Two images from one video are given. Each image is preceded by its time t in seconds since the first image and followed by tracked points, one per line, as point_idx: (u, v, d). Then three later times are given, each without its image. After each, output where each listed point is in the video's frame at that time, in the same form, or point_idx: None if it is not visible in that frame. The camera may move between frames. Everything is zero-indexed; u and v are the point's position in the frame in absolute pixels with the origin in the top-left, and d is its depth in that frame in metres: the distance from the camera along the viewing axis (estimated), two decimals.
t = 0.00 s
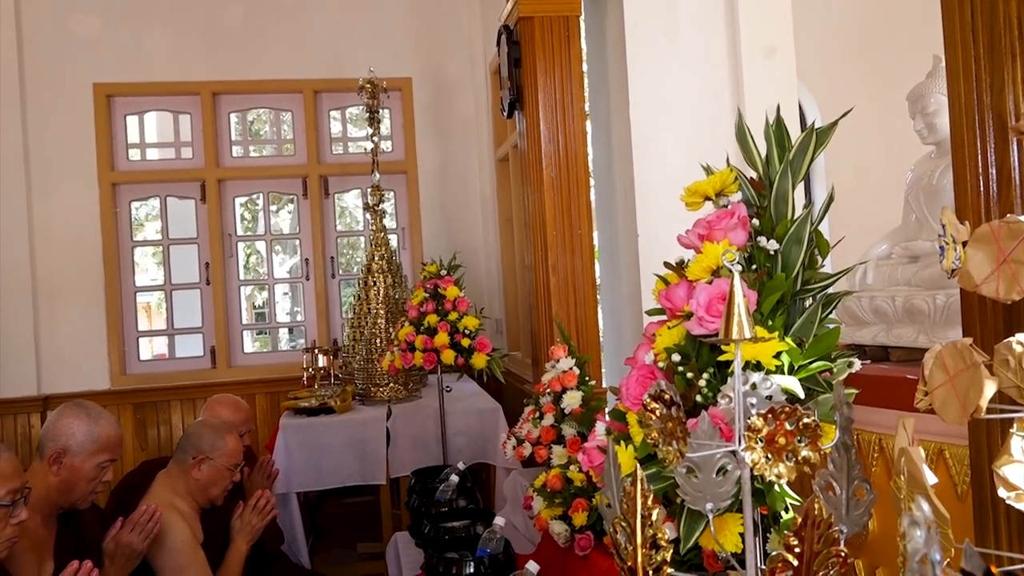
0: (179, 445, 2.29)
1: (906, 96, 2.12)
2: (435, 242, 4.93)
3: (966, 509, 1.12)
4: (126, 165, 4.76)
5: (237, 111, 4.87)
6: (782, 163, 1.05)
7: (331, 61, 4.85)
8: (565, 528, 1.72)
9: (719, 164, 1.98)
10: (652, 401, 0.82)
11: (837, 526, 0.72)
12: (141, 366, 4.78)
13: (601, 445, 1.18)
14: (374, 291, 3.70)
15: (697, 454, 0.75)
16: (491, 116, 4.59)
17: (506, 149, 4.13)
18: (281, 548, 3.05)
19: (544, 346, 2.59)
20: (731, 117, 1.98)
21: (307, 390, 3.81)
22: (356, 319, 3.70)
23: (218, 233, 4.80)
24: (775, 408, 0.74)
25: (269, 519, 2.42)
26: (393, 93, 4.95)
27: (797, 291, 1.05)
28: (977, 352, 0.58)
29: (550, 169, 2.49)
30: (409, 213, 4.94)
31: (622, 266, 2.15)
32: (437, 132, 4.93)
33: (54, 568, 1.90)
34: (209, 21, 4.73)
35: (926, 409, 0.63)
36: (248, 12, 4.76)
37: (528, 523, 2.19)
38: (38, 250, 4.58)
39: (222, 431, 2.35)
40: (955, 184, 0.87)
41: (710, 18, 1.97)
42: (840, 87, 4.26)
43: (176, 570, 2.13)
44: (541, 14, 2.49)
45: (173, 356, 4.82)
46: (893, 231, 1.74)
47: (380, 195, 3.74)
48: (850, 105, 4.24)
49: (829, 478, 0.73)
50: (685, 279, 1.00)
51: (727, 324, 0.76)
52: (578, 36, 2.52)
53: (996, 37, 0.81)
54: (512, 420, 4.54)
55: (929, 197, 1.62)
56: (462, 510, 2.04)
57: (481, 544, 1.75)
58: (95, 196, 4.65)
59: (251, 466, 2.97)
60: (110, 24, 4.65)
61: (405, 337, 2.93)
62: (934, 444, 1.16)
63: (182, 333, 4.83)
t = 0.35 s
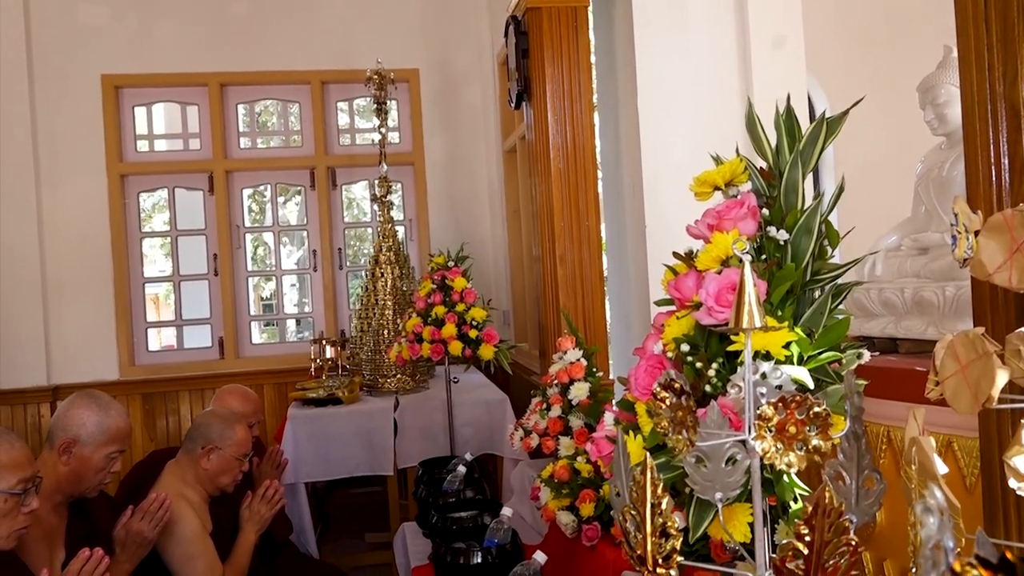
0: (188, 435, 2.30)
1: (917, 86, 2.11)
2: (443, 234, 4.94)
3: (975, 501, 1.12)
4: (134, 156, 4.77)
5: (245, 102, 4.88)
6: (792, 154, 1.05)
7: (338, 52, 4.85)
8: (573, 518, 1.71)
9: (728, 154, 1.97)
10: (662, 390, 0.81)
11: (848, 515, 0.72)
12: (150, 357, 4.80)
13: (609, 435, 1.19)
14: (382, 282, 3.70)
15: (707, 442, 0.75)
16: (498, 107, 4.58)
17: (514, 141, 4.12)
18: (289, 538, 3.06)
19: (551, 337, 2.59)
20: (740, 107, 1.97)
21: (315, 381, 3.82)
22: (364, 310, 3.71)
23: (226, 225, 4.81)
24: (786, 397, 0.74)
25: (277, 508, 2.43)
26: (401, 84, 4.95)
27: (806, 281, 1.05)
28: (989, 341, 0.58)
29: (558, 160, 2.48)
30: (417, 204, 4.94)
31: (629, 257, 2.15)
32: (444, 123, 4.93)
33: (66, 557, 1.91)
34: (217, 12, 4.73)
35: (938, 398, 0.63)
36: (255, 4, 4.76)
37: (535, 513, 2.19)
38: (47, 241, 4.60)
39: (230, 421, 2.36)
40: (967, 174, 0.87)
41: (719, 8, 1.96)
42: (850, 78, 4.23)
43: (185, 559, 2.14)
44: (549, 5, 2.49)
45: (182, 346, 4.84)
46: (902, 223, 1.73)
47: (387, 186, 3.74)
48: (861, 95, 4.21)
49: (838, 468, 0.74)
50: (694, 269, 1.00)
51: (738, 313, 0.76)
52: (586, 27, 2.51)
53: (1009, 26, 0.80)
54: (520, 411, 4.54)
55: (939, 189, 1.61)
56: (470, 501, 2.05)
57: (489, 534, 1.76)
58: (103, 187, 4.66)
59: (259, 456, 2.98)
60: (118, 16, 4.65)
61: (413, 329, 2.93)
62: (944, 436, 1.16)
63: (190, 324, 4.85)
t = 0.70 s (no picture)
0: (196, 425, 2.31)
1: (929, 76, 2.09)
2: (450, 225, 4.94)
3: (984, 493, 1.11)
4: (143, 147, 4.78)
5: (253, 93, 4.88)
6: (803, 143, 1.04)
7: (346, 43, 4.84)
8: (580, 509, 1.72)
9: (738, 144, 1.96)
10: (671, 379, 0.83)
11: (858, 505, 0.73)
12: (159, 347, 4.82)
13: (617, 424, 1.19)
14: (390, 273, 3.71)
15: (716, 432, 0.75)
16: (506, 98, 4.56)
17: (521, 132, 4.10)
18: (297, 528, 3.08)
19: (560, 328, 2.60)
20: (750, 97, 1.96)
21: (323, 372, 3.83)
22: (372, 301, 3.71)
23: (234, 215, 4.82)
24: (796, 386, 0.75)
25: (285, 498, 2.45)
26: (409, 75, 4.94)
27: (816, 272, 1.04)
28: (1000, 331, 0.58)
29: (566, 151, 2.47)
30: (425, 195, 4.94)
31: (638, 249, 2.14)
32: (452, 114, 4.92)
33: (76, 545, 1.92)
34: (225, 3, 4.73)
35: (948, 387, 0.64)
36: None
37: (542, 504, 2.19)
38: (57, 231, 4.62)
39: (239, 411, 2.37)
40: (979, 164, 0.88)
41: None
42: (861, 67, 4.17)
43: (193, 548, 2.16)
44: None
45: (190, 337, 4.86)
46: (913, 214, 1.72)
47: (395, 177, 3.73)
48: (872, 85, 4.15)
49: (847, 457, 0.74)
50: (703, 259, 1.00)
51: (747, 302, 0.78)
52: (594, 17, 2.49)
53: None
54: (527, 402, 4.54)
55: (949, 179, 1.60)
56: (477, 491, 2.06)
57: (497, 525, 1.77)
58: (112, 178, 4.67)
59: (268, 446, 3.00)
60: (126, 7, 4.66)
61: (420, 319, 2.93)
62: (954, 428, 1.15)
63: (199, 314, 4.87)
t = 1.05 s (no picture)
0: (210, 414, 2.32)
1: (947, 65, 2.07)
2: (462, 216, 4.93)
3: (999, 486, 1.11)
4: (156, 137, 4.79)
5: (265, 84, 4.88)
6: (819, 133, 1.03)
7: (358, 34, 4.84)
8: (591, 500, 1.72)
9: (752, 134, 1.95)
10: (686, 369, 0.82)
11: (873, 495, 0.72)
12: (172, 337, 4.84)
13: (630, 415, 1.18)
14: (401, 264, 3.72)
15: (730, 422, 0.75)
16: (518, 89, 4.54)
17: (533, 123, 4.09)
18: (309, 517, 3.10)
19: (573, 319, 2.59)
20: (765, 88, 1.94)
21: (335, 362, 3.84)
22: (384, 292, 3.72)
23: (247, 206, 4.83)
24: (813, 376, 0.74)
25: (298, 487, 2.46)
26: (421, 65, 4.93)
27: (832, 262, 1.04)
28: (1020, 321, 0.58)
29: (578, 141, 2.45)
30: (436, 186, 4.94)
31: (650, 239, 2.13)
32: (464, 105, 4.91)
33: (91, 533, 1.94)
34: None
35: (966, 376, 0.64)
36: None
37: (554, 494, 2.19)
38: (71, 222, 4.65)
39: (252, 400, 2.38)
40: (998, 153, 0.88)
41: None
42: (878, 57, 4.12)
43: (207, 536, 2.18)
44: None
45: (203, 327, 4.88)
46: (927, 205, 1.71)
47: (407, 168, 3.73)
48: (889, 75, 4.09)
49: (863, 448, 0.74)
50: (718, 249, 0.99)
51: (764, 291, 0.78)
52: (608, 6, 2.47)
53: None
54: (539, 393, 4.55)
55: (965, 170, 1.59)
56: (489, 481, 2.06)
57: (509, 515, 1.78)
58: (126, 168, 4.69)
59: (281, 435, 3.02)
60: None
61: (432, 310, 2.94)
62: (968, 420, 1.15)
63: (212, 304, 4.89)
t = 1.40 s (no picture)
0: (222, 405, 2.34)
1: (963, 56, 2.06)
2: (473, 209, 4.93)
3: (1012, 481, 1.10)
4: (168, 130, 4.81)
5: (277, 76, 4.89)
6: (832, 125, 1.03)
7: (369, 26, 4.84)
8: (601, 492, 1.72)
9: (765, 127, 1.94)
10: (698, 360, 0.84)
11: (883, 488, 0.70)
12: (184, 328, 4.87)
13: (641, 408, 1.18)
14: (412, 256, 3.72)
15: (742, 414, 0.76)
16: (529, 81, 4.53)
17: (545, 115, 4.08)
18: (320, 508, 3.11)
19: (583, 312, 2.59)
20: (779, 80, 1.93)
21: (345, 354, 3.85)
22: (394, 284, 3.73)
23: (258, 198, 4.84)
24: (826, 368, 0.75)
25: (309, 478, 2.46)
26: (432, 58, 4.93)
27: (844, 255, 1.03)
28: None
29: (589, 134, 2.44)
30: (447, 178, 4.94)
31: (661, 232, 2.13)
32: (475, 98, 4.90)
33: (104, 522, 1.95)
34: None
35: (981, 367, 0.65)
36: None
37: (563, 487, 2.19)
38: (84, 213, 4.67)
39: (263, 391, 2.39)
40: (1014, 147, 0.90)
41: None
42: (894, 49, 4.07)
43: (218, 526, 2.19)
44: None
45: (215, 318, 4.90)
46: (941, 199, 1.69)
47: (418, 160, 3.73)
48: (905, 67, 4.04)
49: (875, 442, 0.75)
50: (730, 242, 0.99)
51: (776, 284, 0.78)
52: None
53: None
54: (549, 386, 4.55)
55: (979, 165, 1.59)
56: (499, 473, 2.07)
57: (518, 507, 1.78)
58: (138, 160, 4.72)
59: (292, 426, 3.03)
60: None
61: (443, 303, 2.94)
62: (982, 416, 1.14)
63: (223, 296, 4.91)
